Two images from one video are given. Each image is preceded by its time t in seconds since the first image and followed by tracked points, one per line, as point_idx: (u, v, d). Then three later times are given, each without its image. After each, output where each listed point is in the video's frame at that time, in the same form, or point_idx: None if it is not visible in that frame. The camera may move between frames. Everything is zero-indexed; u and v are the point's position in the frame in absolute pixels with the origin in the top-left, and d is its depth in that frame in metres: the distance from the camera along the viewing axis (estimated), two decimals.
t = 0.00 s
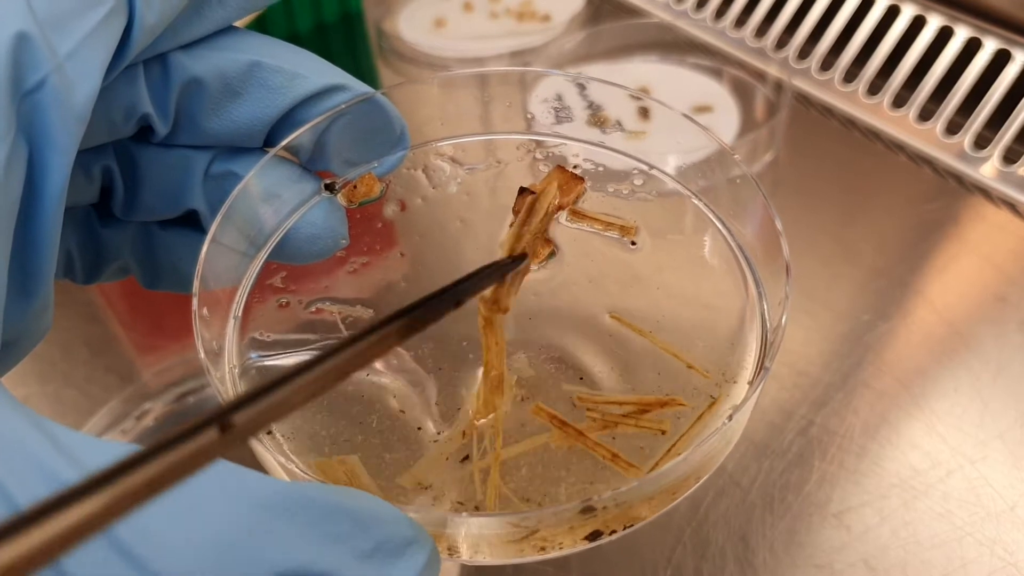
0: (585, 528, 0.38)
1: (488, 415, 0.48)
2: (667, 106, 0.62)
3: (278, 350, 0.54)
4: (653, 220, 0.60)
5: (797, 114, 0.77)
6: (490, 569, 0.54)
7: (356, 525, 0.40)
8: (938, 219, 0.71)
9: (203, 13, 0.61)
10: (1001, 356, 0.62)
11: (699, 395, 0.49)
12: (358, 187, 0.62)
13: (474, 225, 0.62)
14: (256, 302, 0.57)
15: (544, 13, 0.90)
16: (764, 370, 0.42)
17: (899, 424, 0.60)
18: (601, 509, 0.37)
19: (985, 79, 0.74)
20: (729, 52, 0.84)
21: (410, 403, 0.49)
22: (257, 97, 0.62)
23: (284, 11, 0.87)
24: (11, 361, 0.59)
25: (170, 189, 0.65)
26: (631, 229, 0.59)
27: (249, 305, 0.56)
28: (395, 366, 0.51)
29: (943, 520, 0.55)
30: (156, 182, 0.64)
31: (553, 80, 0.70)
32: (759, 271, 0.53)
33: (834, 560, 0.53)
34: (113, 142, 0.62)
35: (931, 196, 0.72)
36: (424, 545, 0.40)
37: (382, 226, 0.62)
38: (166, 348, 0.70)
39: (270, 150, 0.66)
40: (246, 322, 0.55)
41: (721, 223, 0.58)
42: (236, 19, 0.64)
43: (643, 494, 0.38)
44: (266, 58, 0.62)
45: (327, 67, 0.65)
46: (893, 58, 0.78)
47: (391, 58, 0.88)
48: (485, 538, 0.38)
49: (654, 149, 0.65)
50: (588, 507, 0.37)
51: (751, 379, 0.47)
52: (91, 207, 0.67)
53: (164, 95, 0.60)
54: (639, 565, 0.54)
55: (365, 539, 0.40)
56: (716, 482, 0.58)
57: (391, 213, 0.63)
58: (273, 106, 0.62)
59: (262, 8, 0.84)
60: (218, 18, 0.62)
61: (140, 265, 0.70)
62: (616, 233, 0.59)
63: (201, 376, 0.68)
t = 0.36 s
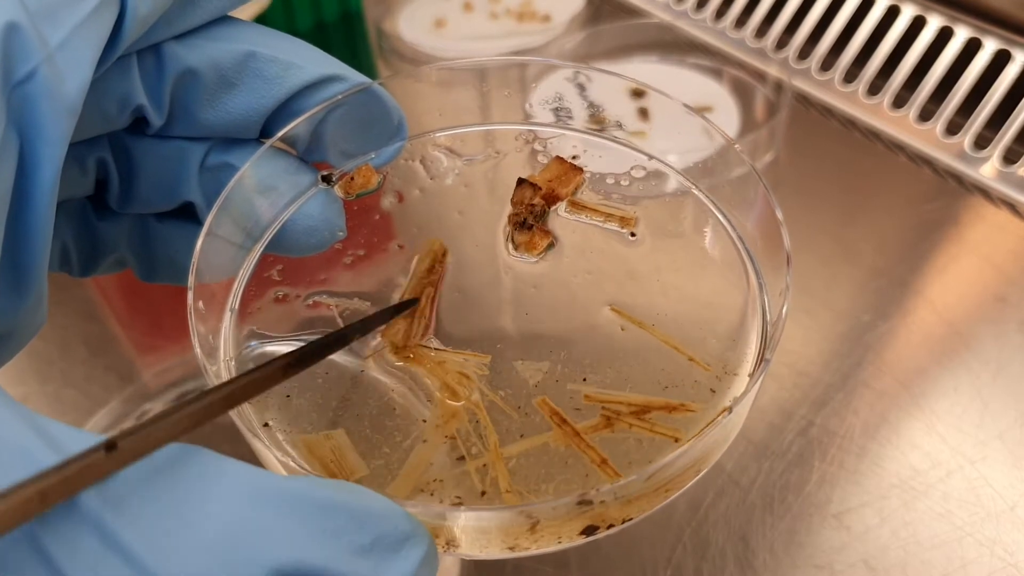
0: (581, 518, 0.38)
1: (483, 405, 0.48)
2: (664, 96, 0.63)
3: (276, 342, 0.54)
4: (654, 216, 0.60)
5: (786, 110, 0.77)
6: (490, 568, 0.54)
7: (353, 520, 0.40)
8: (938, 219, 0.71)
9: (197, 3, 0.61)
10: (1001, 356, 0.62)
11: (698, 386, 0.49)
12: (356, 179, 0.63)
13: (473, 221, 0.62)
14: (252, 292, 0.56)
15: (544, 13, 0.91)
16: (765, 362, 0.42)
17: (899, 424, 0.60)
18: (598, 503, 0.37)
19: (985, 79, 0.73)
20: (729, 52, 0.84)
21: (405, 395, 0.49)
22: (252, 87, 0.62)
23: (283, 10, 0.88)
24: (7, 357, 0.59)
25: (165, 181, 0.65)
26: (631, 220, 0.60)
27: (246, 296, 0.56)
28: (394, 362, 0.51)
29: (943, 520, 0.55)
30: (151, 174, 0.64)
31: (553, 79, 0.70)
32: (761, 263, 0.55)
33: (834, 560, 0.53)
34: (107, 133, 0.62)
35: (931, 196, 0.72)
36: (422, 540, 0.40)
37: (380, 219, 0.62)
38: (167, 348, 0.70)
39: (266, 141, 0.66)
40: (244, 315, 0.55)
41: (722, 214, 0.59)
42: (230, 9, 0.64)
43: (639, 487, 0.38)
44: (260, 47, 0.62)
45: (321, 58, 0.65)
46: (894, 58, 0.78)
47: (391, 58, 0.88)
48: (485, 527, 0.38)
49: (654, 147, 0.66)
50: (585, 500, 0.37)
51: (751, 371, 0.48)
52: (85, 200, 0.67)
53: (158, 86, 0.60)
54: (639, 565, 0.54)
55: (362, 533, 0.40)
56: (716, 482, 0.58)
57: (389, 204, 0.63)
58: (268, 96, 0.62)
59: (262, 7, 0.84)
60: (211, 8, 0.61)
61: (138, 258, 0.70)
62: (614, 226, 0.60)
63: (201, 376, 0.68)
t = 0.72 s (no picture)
0: (579, 519, 0.38)
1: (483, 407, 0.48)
2: (665, 98, 0.63)
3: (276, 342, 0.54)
4: (655, 218, 0.60)
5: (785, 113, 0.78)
6: (490, 569, 0.54)
7: (353, 521, 0.39)
8: (938, 220, 0.71)
9: (196, 6, 0.61)
10: (1001, 357, 0.62)
11: (696, 388, 0.49)
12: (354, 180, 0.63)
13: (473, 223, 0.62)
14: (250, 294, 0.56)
15: (545, 14, 0.91)
16: (762, 362, 0.42)
17: (899, 425, 0.60)
18: (597, 503, 0.37)
19: (985, 80, 0.73)
20: (729, 53, 0.84)
21: (403, 396, 0.49)
22: (253, 89, 0.62)
23: (284, 11, 0.87)
24: (9, 356, 0.59)
25: (165, 183, 0.65)
26: (629, 222, 0.60)
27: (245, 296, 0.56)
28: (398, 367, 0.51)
29: (944, 522, 0.55)
30: (152, 177, 0.64)
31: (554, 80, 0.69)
32: (759, 264, 0.55)
33: (834, 562, 0.53)
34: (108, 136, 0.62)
35: (932, 197, 0.72)
36: (421, 540, 0.40)
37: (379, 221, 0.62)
38: (166, 350, 0.70)
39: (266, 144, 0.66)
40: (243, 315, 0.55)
41: (720, 216, 0.59)
42: (231, 12, 0.64)
43: (637, 489, 0.38)
44: (259, 50, 0.62)
45: (319, 59, 0.65)
46: (894, 59, 0.78)
47: (391, 59, 0.88)
48: (485, 528, 0.38)
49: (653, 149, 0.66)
50: (583, 501, 0.37)
51: (750, 373, 0.48)
52: (85, 201, 0.67)
53: (159, 89, 0.60)
54: (639, 566, 0.54)
55: (361, 534, 0.39)
56: (717, 483, 0.58)
57: (389, 206, 0.63)
58: (269, 99, 0.62)
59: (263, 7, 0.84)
60: (211, 10, 0.62)
61: (138, 261, 0.70)
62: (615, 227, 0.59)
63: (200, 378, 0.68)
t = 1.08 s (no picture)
0: (580, 515, 0.38)
1: (486, 402, 0.48)
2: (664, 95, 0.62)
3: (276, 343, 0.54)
4: (655, 218, 0.61)
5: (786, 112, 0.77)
6: (490, 569, 0.54)
7: (353, 518, 0.39)
8: (938, 220, 0.71)
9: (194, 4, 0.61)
10: (1001, 358, 0.62)
11: (696, 384, 0.49)
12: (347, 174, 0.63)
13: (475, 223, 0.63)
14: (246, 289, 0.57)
15: (545, 15, 0.91)
16: (761, 357, 0.42)
17: (899, 426, 0.60)
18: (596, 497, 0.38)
19: (986, 81, 0.73)
20: (729, 55, 0.84)
21: (406, 386, 0.49)
22: (251, 87, 0.62)
23: (283, 11, 0.86)
24: (8, 354, 0.59)
25: (164, 182, 0.65)
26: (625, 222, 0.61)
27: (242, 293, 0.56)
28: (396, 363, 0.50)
29: (944, 522, 0.55)
30: (150, 176, 0.64)
31: (554, 82, 0.71)
32: (758, 260, 0.54)
33: (834, 562, 0.53)
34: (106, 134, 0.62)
35: (931, 198, 0.72)
36: (420, 537, 0.40)
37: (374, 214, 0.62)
38: (166, 350, 0.70)
39: (264, 141, 0.65)
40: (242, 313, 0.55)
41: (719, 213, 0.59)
42: (229, 10, 0.64)
43: (639, 483, 0.39)
44: (257, 48, 0.62)
45: (317, 59, 0.65)
46: (894, 60, 0.78)
47: (391, 60, 0.89)
48: (484, 525, 0.38)
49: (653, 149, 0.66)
50: (584, 496, 0.38)
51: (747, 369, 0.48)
52: (83, 200, 0.67)
53: (157, 87, 0.60)
54: (638, 566, 0.54)
55: (361, 532, 0.39)
56: (717, 483, 0.58)
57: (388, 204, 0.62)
58: (267, 96, 0.62)
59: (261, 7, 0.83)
60: (209, 8, 0.62)
61: (136, 259, 0.70)
62: (610, 228, 0.58)
63: (200, 379, 0.68)
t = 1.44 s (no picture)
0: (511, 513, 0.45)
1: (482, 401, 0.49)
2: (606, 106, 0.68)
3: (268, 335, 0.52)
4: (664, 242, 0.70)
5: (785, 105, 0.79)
6: (492, 568, 0.53)
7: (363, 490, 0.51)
8: (936, 221, 0.71)
9: None
10: (1000, 358, 0.62)
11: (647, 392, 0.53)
12: (338, 149, 0.63)
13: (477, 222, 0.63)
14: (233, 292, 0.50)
15: (545, 4, 0.90)
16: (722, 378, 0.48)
17: (898, 426, 0.59)
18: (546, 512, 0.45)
19: (983, 81, 0.73)
20: (730, 44, 0.83)
21: (407, 372, 0.52)
22: (243, 75, 0.64)
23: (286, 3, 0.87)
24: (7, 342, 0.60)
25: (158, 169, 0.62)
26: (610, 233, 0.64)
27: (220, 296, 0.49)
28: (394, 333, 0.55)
29: (943, 521, 0.55)
30: (144, 164, 0.62)
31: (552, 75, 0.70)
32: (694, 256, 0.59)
33: (833, 561, 0.53)
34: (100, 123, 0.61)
35: (929, 200, 0.72)
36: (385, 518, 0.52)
37: (372, 203, 0.63)
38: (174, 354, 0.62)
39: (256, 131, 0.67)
40: (207, 311, 0.48)
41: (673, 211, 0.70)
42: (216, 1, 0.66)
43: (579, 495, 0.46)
44: (248, 37, 0.64)
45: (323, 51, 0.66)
46: (893, 59, 0.78)
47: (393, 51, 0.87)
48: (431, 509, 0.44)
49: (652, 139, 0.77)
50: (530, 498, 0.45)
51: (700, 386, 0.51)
52: (79, 189, 0.62)
53: (149, 75, 0.61)
54: (639, 559, 0.53)
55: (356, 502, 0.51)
56: (717, 473, 0.57)
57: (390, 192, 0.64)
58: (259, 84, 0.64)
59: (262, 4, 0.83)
60: None
61: (132, 250, 0.63)
62: (607, 229, 0.61)
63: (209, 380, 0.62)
